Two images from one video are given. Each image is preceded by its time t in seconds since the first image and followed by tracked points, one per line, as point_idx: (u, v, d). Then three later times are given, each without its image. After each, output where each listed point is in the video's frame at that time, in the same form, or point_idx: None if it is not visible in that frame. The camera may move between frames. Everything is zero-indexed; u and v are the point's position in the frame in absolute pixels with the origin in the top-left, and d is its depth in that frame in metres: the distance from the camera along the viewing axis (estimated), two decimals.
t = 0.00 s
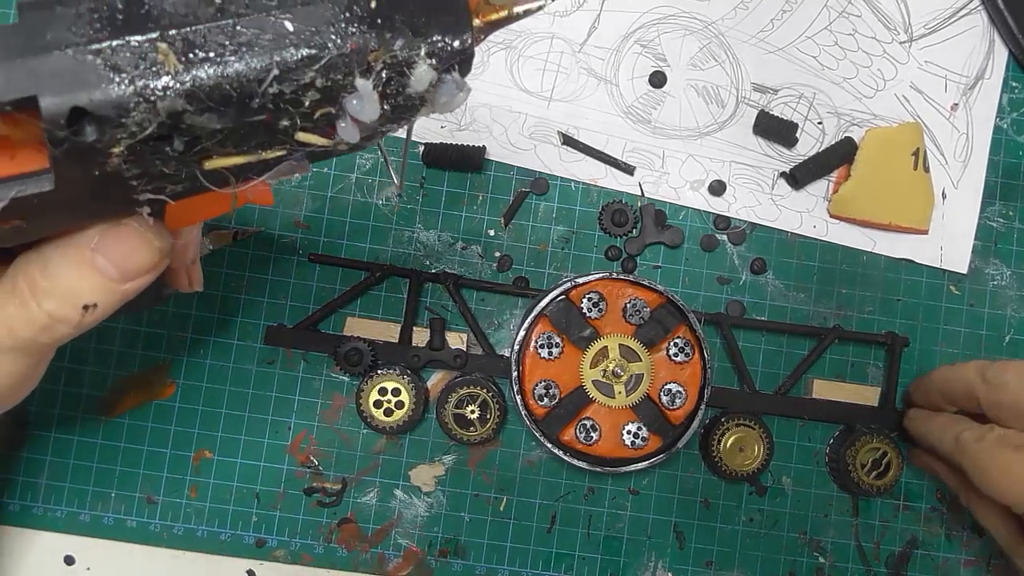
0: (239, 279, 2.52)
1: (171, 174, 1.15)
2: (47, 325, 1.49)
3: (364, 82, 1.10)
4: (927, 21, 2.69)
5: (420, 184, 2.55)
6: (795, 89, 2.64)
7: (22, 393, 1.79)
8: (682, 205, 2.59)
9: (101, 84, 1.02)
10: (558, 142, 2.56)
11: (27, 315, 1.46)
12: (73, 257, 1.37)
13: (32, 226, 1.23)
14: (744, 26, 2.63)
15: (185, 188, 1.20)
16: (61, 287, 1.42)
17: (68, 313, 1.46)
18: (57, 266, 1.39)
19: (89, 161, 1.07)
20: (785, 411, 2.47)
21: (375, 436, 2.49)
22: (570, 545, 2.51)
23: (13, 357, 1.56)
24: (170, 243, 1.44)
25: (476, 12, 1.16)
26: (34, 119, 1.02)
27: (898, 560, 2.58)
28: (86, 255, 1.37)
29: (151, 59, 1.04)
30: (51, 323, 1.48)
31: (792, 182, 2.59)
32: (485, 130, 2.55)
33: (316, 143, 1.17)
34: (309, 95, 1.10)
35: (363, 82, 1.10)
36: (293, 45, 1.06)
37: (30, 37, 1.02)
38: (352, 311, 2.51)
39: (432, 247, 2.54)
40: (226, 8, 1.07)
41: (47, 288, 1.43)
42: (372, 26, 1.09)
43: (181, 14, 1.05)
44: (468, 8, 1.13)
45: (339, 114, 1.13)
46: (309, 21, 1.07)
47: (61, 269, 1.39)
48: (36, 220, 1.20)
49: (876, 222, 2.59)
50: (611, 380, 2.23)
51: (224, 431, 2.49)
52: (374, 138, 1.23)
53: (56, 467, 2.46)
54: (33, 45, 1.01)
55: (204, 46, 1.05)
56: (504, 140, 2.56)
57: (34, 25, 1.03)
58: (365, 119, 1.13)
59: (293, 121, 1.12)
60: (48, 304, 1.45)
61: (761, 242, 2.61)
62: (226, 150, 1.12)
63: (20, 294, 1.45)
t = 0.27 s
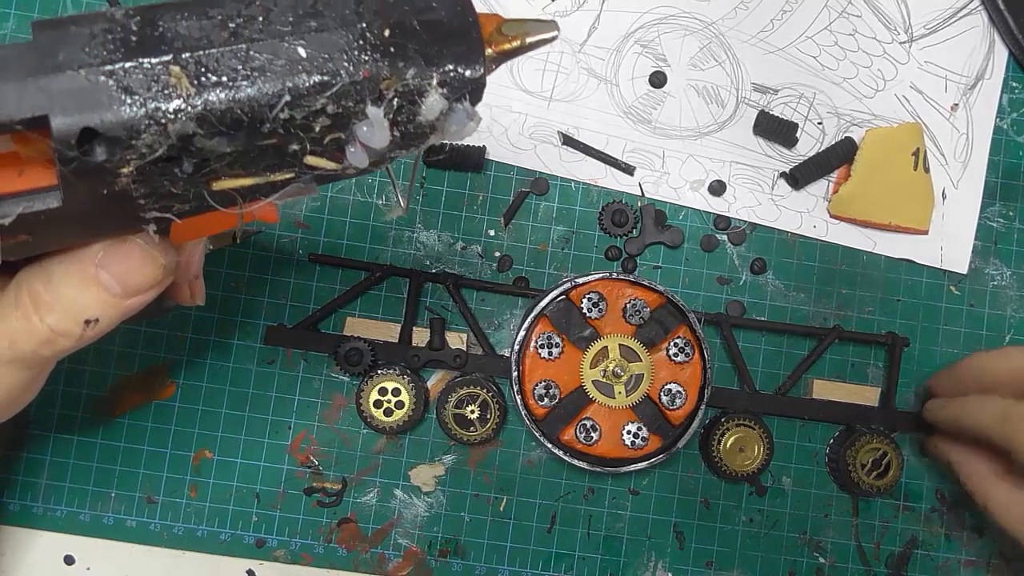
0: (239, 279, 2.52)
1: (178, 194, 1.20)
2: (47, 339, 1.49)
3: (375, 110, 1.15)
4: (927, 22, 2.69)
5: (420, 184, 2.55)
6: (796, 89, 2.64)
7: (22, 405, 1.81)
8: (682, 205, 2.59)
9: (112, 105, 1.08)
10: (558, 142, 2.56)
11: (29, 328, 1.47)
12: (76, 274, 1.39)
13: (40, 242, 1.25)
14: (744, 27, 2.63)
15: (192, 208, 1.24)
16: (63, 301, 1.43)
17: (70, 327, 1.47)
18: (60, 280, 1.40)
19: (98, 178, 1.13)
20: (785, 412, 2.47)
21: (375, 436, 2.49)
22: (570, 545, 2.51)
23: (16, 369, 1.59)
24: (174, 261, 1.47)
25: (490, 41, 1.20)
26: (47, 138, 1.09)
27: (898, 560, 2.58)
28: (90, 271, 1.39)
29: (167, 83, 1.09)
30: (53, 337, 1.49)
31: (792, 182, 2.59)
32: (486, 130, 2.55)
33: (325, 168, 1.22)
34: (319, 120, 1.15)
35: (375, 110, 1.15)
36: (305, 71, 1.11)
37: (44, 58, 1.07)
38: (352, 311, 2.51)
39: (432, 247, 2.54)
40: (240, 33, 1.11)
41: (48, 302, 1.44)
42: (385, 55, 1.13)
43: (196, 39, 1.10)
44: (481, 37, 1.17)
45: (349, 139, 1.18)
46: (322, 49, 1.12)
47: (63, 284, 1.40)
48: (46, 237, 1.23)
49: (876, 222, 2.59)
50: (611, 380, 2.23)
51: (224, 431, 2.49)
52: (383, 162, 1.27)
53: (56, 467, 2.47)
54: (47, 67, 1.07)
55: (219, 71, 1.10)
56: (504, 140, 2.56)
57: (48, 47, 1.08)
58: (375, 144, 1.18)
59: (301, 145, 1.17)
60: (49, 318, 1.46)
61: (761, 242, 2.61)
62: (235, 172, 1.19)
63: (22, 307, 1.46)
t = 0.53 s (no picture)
0: (239, 279, 2.52)
1: (162, 209, 1.12)
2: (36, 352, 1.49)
3: (363, 126, 1.03)
4: (927, 22, 2.69)
5: (420, 184, 2.55)
6: (796, 89, 2.64)
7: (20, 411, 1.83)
8: (682, 205, 2.59)
9: (87, 116, 1.00)
10: (558, 142, 2.56)
11: (16, 339, 1.48)
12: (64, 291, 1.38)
13: (27, 254, 1.23)
14: (744, 27, 2.63)
15: (179, 223, 1.15)
16: (51, 317, 1.43)
17: (58, 341, 1.47)
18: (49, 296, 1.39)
19: (74, 192, 1.06)
20: (785, 412, 2.47)
21: (375, 436, 2.49)
22: (570, 545, 2.51)
23: (8, 379, 1.59)
24: (165, 278, 1.44)
25: (491, 56, 1.08)
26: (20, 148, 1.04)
27: (898, 561, 2.58)
28: (76, 288, 1.37)
29: (142, 93, 1.00)
30: (40, 351, 1.49)
31: (792, 182, 2.59)
32: (485, 130, 2.55)
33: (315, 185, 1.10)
34: (303, 136, 1.04)
35: (364, 125, 1.03)
36: (289, 83, 1.00)
37: (23, 68, 1.02)
38: (352, 311, 2.51)
39: (431, 247, 2.53)
40: (221, 41, 1.02)
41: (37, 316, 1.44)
42: (375, 68, 1.02)
43: (175, 47, 1.01)
44: (480, 51, 1.05)
45: (336, 155, 1.06)
46: (308, 58, 1.01)
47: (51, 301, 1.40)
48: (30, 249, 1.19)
49: (876, 222, 2.59)
50: (611, 380, 2.23)
51: (224, 431, 2.49)
52: (378, 182, 1.15)
53: (56, 467, 2.47)
54: (27, 76, 1.01)
55: (198, 80, 1.00)
56: (504, 140, 2.55)
57: (30, 56, 1.02)
58: (365, 163, 1.06)
59: (287, 160, 1.06)
60: (37, 332, 1.46)
61: (761, 242, 2.61)
62: (220, 188, 1.08)
63: (11, 317, 1.46)
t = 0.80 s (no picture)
0: (239, 279, 2.51)
1: (185, 222, 1.13)
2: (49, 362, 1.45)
3: (382, 140, 1.09)
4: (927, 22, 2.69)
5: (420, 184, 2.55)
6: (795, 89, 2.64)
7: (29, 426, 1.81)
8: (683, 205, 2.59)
9: (116, 133, 1.02)
10: (558, 142, 2.56)
11: (31, 350, 1.43)
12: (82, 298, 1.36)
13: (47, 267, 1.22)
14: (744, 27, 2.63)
15: (199, 236, 1.17)
16: (68, 325, 1.39)
17: (71, 351, 1.43)
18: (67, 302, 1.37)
19: (100, 208, 1.07)
20: (786, 411, 2.47)
21: (375, 436, 2.49)
22: (570, 545, 2.51)
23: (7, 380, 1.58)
24: (179, 289, 1.44)
25: (503, 71, 1.14)
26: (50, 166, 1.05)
27: (898, 561, 2.58)
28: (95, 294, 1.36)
29: (169, 110, 1.03)
30: (55, 360, 1.44)
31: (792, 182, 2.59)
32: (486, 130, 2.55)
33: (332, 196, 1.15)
34: (325, 150, 1.08)
35: (385, 139, 1.09)
36: (312, 100, 1.05)
37: (54, 89, 1.03)
38: (352, 311, 2.51)
39: (432, 247, 2.53)
40: (246, 59, 1.05)
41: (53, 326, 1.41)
42: (394, 84, 1.07)
43: (201, 65, 1.04)
44: (493, 67, 1.11)
45: (356, 168, 1.11)
46: (331, 76, 1.05)
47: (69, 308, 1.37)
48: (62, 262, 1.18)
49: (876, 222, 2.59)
50: (611, 380, 2.23)
51: (224, 431, 2.49)
52: (391, 193, 1.21)
53: (56, 467, 2.47)
54: (59, 97, 1.02)
55: (223, 97, 1.03)
56: (504, 140, 2.55)
57: (60, 76, 1.03)
58: (382, 175, 1.11)
59: (308, 173, 1.10)
60: (52, 342, 1.42)
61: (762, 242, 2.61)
62: (242, 202, 1.11)
63: (27, 329, 1.42)
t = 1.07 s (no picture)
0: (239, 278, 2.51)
1: (259, 254, 1.15)
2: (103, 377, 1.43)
3: (458, 187, 1.17)
4: (927, 22, 2.69)
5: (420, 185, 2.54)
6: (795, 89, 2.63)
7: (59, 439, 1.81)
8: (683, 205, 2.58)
9: (219, 177, 1.03)
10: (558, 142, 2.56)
11: (90, 366, 1.41)
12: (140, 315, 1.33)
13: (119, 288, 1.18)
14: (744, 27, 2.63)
15: (266, 262, 1.19)
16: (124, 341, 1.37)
17: (131, 368, 1.41)
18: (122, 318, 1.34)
19: (187, 242, 1.07)
20: (785, 411, 2.48)
21: (375, 436, 2.49)
22: (570, 545, 2.51)
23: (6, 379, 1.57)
24: (234, 310, 1.42)
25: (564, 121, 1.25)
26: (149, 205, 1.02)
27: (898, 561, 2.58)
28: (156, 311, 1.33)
29: (267, 158, 1.04)
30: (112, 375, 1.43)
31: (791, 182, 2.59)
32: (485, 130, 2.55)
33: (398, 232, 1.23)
34: (403, 197, 1.13)
35: (459, 188, 1.17)
36: (402, 152, 1.08)
37: (155, 131, 1.01)
38: (352, 311, 2.50)
39: (432, 247, 2.54)
40: (337, 108, 1.06)
41: (110, 344, 1.38)
42: (473, 137, 1.12)
43: (297, 113, 1.05)
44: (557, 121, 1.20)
45: (427, 212, 1.18)
46: (418, 130, 1.08)
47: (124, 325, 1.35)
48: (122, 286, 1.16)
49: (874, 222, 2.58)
50: (611, 380, 2.23)
51: (224, 431, 2.49)
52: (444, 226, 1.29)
53: (56, 467, 2.47)
54: (161, 139, 1.01)
55: (315, 146, 1.05)
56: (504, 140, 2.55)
57: (158, 118, 1.02)
58: (450, 216, 1.21)
59: (382, 215, 1.14)
60: (111, 359, 1.40)
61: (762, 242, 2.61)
62: (317, 236, 1.15)
63: (84, 348, 1.40)
